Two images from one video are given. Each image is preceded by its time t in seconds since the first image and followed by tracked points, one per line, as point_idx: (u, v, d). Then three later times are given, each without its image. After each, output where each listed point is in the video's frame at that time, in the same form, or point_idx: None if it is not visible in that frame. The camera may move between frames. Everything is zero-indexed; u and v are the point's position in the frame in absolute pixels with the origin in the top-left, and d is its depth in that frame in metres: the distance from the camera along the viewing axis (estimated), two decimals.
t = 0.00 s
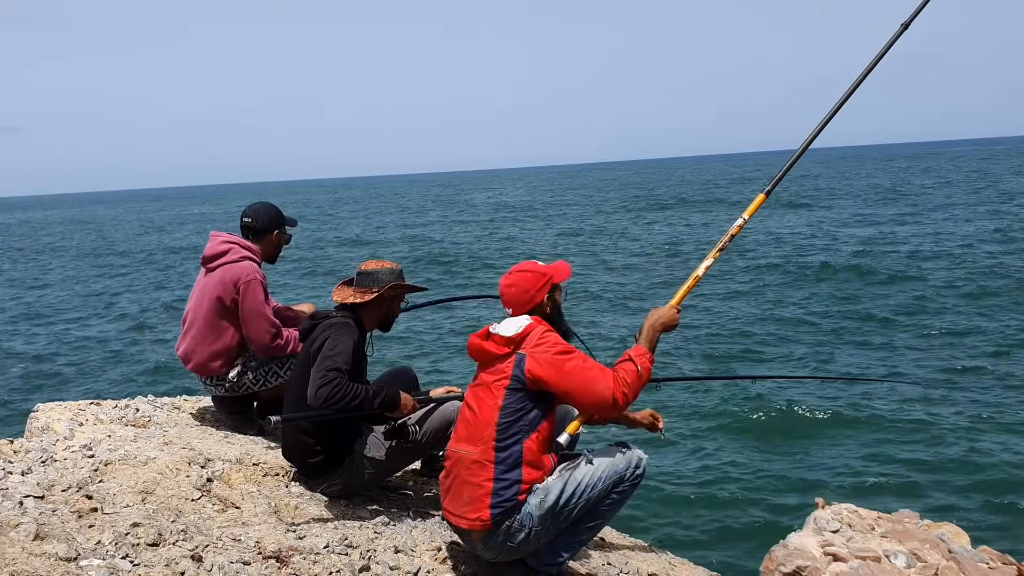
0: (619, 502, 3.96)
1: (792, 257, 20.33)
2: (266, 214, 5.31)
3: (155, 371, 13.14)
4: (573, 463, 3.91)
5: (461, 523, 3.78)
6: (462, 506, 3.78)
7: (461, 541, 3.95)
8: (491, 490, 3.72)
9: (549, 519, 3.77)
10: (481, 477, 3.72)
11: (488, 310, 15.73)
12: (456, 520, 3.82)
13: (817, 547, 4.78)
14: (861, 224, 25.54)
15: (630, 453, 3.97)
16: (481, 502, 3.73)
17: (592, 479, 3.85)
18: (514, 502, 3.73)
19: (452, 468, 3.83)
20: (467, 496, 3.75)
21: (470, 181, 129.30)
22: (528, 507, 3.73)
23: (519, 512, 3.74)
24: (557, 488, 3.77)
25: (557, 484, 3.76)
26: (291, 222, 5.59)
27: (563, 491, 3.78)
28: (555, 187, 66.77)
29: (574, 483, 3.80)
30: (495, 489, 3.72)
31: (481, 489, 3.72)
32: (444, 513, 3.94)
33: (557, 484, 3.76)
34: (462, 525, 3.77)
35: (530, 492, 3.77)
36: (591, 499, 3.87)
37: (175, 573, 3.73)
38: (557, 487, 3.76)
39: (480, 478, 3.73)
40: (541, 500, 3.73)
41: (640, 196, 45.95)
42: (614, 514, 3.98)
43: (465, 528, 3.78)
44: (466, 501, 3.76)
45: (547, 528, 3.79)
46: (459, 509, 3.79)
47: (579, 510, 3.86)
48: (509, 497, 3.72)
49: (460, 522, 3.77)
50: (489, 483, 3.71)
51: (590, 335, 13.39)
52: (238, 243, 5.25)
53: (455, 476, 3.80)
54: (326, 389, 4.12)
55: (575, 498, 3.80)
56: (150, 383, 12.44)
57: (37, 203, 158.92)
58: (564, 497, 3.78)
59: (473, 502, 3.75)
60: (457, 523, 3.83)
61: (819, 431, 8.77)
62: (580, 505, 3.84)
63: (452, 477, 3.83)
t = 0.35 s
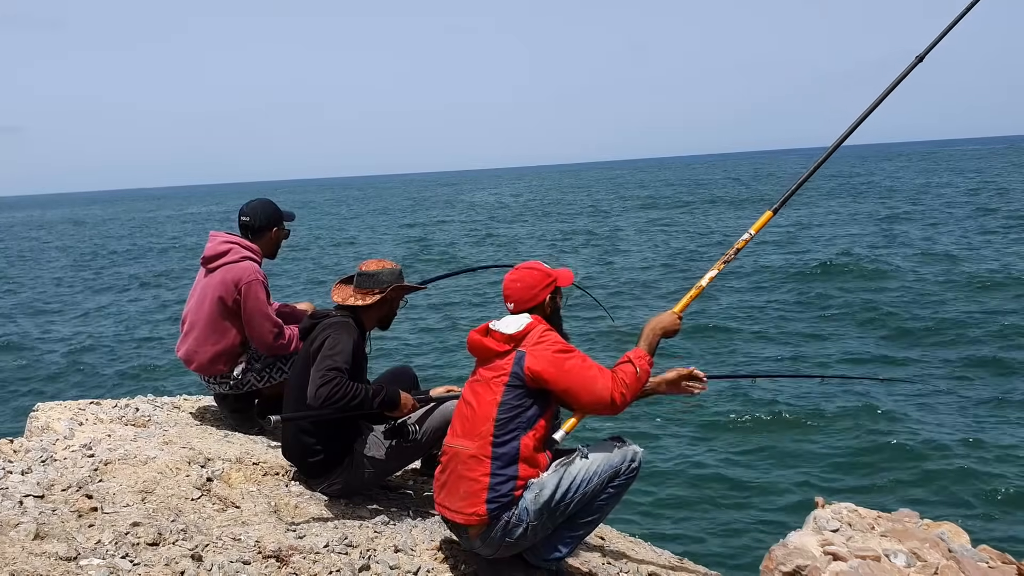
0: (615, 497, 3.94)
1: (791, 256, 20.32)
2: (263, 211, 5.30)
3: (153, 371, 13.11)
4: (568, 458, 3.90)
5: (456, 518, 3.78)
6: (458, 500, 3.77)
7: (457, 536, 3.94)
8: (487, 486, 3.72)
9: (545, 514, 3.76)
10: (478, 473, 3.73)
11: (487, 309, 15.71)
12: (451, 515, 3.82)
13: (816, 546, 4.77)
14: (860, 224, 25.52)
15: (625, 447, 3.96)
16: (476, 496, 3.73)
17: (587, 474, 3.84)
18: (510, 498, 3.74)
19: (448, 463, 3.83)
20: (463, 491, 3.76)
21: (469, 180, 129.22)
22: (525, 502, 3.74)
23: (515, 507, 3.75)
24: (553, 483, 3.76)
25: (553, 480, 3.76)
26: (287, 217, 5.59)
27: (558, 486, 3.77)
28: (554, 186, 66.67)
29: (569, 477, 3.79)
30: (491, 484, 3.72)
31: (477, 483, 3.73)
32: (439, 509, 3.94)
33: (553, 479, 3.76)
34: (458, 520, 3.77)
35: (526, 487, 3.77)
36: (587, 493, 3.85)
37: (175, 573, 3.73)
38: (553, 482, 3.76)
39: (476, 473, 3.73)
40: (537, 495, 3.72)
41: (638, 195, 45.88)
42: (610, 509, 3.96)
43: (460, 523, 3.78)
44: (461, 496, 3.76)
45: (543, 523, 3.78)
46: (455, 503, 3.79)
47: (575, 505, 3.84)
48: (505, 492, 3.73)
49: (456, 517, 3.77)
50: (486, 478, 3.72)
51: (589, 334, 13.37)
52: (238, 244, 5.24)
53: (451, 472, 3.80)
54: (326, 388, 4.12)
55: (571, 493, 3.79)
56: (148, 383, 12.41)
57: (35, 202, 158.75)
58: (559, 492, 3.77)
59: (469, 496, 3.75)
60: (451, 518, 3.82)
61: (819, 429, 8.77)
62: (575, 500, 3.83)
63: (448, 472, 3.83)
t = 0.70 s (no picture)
0: (610, 496, 3.92)
1: (792, 256, 20.32)
2: (264, 211, 5.29)
3: (154, 371, 13.13)
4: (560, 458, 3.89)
5: (449, 520, 3.81)
6: (451, 503, 3.80)
7: (454, 539, 3.96)
8: (477, 487, 3.74)
9: (537, 515, 3.76)
10: (467, 475, 3.75)
11: (488, 310, 15.71)
12: (445, 516, 3.85)
13: (817, 546, 4.77)
14: (861, 225, 25.52)
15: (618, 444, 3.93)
16: (467, 498, 3.76)
17: (580, 474, 3.82)
18: (501, 498, 3.75)
19: (440, 466, 3.86)
20: (455, 493, 3.78)
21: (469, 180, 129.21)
22: (517, 503, 3.74)
23: (507, 507, 3.74)
24: (544, 483, 3.75)
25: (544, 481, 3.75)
26: (289, 214, 5.57)
27: (550, 487, 3.76)
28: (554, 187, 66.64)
29: (561, 477, 3.78)
30: (481, 485, 3.74)
31: (467, 485, 3.75)
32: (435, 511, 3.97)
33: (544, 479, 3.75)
34: (451, 522, 3.80)
35: (518, 488, 3.77)
36: (581, 493, 3.84)
37: (174, 573, 3.73)
38: (544, 483, 3.75)
39: (465, 475, 3.75)
40: (529, 495, 3.73)
41: (639, 196, 45.87)
42: (607, 507, 3.93)
43: (453, 525, 3.81)
44: (453, 498, 3.79)
45: (537, 524, 3.78)
46: (448, 506, 3.81)
47: (569, 505, 3.83)
48: (495, 493, 3.74)
49: (448, 519, 3.80)
50: (475, 480, 3.74)
51: (590, 335, 13.37)
52: (240, 245, 5.22)
53: (443, 474, 3.83)
54: (326, 389, 4.12)
55: (564, 492, 3.78)
56: (149, 383, 12.43)
57: (36, 202, 158.77)
58: (551, 493, 3.76)
59: (460, 498, 3.77)
60: (445, 520, 3.85)
61: (819, 429, 8.78)
62: (569, 500, 3.82)
63: (441, 475, 3.87)
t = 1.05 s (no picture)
0: (607, 493, 3.90)
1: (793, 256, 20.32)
2: (263, 212, 5.27)
3: (154, 371, 13.15)
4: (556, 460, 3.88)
5: (447, 524, 3.81)
6: (448, 507, 3.81)
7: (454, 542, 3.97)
8: (473, 490, 3.74)
9: (534, 516, 3.75)
10: (463, 478, 3.75)
11: (490, 311, 15.73)
12: (443, 521, 3.85)
13: (817, 546, 4.77)
14: (861, 225, 25.56)
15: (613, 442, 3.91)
16: (464, 501, 3.76)
17: (576, 473, 3.81)
18: (497, 501, 3.75)
19: (437, 470, 3.86)
20: (452, 497, 3.79)
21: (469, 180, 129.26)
22: (513, 505, 3.74)
23: (504, 509, 3.75)
24: (540, 485, 3.75)
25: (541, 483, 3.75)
26: (289, 213, 5.57)
27: (547, 488, 3.75)
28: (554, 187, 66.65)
29: (557, 478, 3.77)
30: (477, 488, 3.74)
31: (463, 489, 3.75)
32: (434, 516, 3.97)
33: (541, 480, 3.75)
34: (449, 526, 3.80)
35: (514, 489, 3.77)
36: (578, 493, 3.83)
37: (175, 573, 3.73)
38: (540, 485, 3.75)
39: (462, 478, 3.75)
40: (525, 497, 3.73)
41: (639, 196, 45.89)
42: (605, 505, 3.92)
43: (451, 529, 3.81)
44: (450, 502, 3.80)
45: (535, 525, 3.78)
46: (446, 510, 3.82)
47: (566, 505, 3.82)
48: (491, 495, 3.74)
49: (447, 523, 3.80)
50: (471, 484, 3.74)
51: (591, 335, 13.37)
52: (239, 247, 5.20)
53: (441, 478, 3.84)
54: (326, 389, 4.12)
55: (560, 493, 3.77)
56: (149, 384, 12.44)
57: (36, 202, 158.82)
58: (548, 493, 3.75)
59: (457, 502, 3.78)
60: (443, 525, 3.86)
61: (819, 429, 8.79)
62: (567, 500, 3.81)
63: (438, 479, 3.87)
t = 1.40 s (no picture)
0: (606, 490, 3.90)
1: (792, 257, 20.31)
2: (259, 213, 5.27)
3: (155, 371, 13.16)
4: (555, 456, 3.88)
5: (446, 523, 3.82)
6: (447, 506, 3.82)
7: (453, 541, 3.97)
8: (471, 488, 3.75)
9: (533, 513, 3.75)
10: (461, 477, 3.75)
11: (490, 311, 15.73)
12: (442, 520, 3.85)
13: (817, 547, 4.77)
14: (862, 224, 25.58)
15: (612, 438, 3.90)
16: (463, 500, 3.77)
17: (574, 470, 3.82)
18: (495, 498, 3.76)
19: (435, 469, 3.86)
20: (451, 497, 3.79)
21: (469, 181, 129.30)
22: (512, 502, 3.74)
23: (502, 506, 3.76)
24: (538, 482, 3.75)
25: (538, 481, 3.75)
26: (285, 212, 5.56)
27: (545, 485, 3.75)
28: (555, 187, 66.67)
29: (555, 475, 3.77)
30: (475, 487, 3.75)
31: (461, 488, 3.76)
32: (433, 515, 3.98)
33: (539, 478, 3.75)
34: (449, 525, 3.81)
35: (512, 487, 3.77)
36: (576, 491, 3.83)
37: (175, 573, 3.73)
38: (538, 483, 3.74)
39: (460, 477, 3.76)
40: (523, 494, 3.73)
41: (640, 196, 45.91)
42: (604, 502, 3.92)
43: (451, 528, 3.82)
44: (449, 502, 3.80)
45: (533, 523, 3.78)
46: (445, 509, 3.83)
47: (565, 502, 3.82)
48: (490, 493, 3.75)
49: (446, 523, 3.81)
50: (469, 483, 3.74)
51: (590, 335, 13.36)
52: (237, 251, 5.19)
53: (439, 478, 3.84)
54: (327, 389, 4.12)
55: (558, 490, 3.77)
56: (150, 383, 12.46)
57: (36, 203, 158.87)
58: (546, 491, 3.75)
59: (456, 501, 3.78)
60: (443, 524, 3.86)
61: (819, 428, 8.79)
62: (565, 497, 3.81)
63: (436, 478, 3.87)
